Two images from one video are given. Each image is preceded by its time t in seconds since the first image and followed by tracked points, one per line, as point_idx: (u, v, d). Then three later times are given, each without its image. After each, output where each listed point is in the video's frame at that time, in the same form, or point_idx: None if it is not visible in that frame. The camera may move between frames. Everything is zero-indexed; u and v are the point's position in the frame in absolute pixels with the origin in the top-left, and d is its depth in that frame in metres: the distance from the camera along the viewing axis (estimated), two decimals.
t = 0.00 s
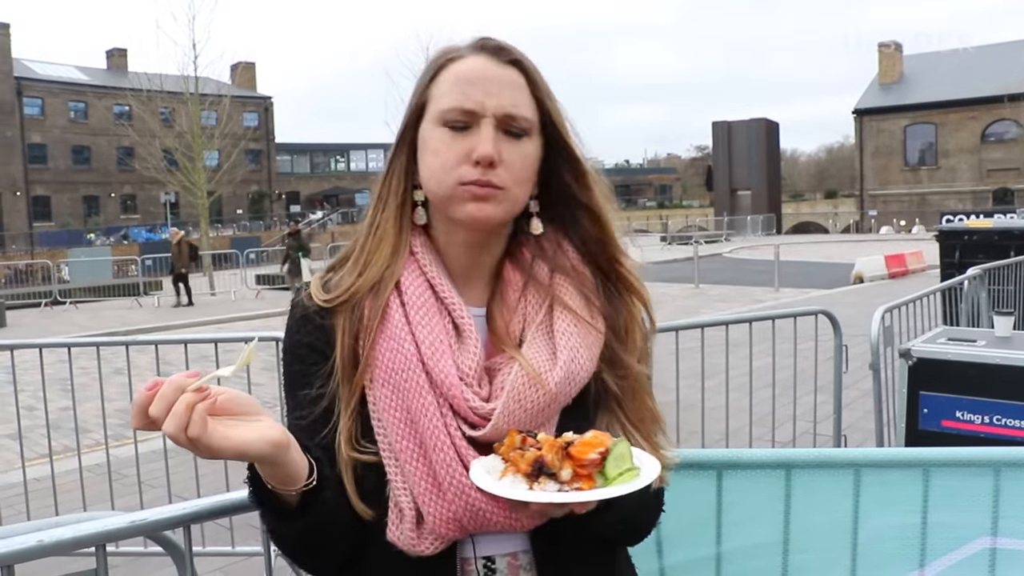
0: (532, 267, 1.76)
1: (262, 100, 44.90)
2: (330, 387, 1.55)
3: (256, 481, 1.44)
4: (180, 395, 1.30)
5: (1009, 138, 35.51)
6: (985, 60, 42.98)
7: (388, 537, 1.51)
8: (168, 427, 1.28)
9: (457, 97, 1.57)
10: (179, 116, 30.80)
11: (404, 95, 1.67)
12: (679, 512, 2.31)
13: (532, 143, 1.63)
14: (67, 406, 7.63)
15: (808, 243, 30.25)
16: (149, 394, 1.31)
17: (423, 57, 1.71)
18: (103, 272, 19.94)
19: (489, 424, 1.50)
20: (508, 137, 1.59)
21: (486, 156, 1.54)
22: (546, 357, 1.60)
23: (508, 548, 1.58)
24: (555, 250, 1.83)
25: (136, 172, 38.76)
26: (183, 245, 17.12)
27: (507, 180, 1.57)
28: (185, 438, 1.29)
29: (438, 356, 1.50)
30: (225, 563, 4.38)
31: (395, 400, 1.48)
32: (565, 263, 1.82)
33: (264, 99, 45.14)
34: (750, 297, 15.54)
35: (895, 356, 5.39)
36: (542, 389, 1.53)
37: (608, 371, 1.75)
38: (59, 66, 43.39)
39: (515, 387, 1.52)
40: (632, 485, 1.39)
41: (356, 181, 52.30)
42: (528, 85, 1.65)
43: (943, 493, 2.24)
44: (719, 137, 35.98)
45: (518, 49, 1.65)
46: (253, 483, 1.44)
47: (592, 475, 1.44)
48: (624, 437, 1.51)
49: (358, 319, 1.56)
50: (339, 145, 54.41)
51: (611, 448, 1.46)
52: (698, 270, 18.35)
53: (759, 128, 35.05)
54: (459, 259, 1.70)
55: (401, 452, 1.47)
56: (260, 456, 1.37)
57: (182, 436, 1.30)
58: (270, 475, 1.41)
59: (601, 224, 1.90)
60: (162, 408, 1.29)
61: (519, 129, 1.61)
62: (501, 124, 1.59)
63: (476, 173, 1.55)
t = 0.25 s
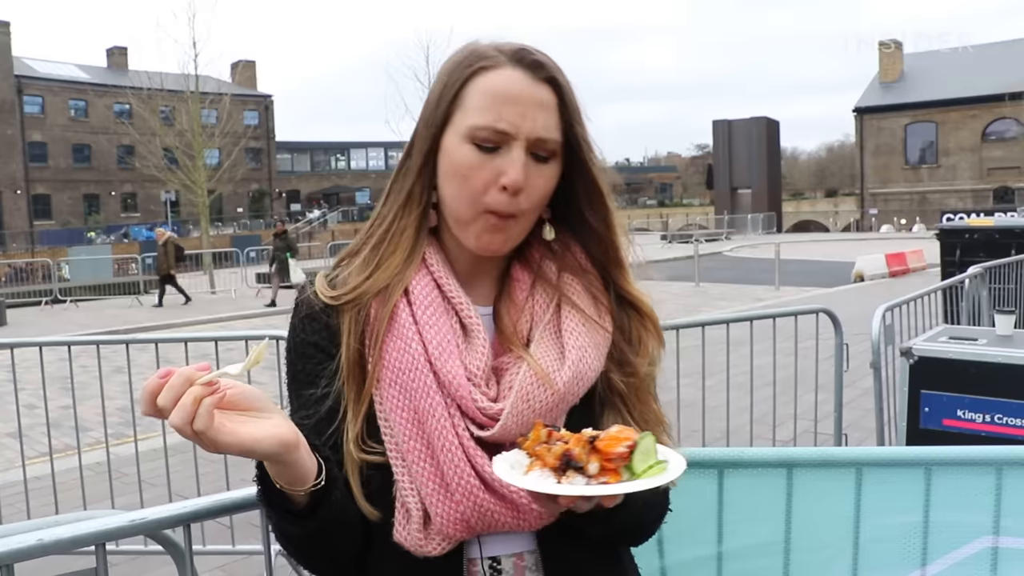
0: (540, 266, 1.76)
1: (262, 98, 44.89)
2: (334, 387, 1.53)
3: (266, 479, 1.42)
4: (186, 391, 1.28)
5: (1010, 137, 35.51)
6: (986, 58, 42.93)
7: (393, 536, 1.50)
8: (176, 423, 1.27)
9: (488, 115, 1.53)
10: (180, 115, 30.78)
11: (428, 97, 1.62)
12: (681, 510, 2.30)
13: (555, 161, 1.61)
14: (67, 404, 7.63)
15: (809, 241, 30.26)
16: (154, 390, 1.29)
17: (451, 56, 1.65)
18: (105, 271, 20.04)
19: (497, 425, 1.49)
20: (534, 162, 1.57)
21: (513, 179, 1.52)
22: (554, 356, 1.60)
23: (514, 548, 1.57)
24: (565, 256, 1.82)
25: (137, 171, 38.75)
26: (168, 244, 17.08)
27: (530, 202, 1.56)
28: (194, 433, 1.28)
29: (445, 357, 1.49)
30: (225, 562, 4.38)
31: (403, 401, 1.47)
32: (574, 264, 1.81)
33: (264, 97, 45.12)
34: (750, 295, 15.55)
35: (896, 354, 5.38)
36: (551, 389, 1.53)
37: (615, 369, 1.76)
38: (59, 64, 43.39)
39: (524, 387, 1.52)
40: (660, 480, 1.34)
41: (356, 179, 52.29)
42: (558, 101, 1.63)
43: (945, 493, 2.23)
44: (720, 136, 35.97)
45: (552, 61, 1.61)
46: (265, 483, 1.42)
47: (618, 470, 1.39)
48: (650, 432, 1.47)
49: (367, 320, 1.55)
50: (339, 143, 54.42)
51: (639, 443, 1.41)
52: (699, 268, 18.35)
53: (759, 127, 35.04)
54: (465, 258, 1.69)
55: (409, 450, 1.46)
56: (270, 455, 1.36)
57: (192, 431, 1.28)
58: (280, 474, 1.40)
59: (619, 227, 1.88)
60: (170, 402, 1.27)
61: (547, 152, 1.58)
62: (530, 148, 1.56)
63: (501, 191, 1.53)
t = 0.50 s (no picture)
0: (549, 267, 1.76)
1: (261, 97, 44.87)
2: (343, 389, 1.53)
3: (281, 480, 1.43)
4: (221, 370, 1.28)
5: (1010, 135, 35.54)
6: (986, 56, 42.91)
7: (401, 538, 1.49)
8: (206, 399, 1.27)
9: (507, 120, 1.51)
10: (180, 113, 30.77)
11: (442, 96, 1.58)
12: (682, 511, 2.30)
13: (571, 169, 1.60)
14: (67, 402, 7.63)
15: (809, 239, 30.24)
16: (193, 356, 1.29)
17: (468, 53, 1.61)
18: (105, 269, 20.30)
19: (507, 427, 1.48)
20: (551, 168, 1.56)
21: (529, 189, 1.50)
22: (565, 357, 1.59)
23: (522, 551, 1.57)
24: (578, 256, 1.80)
25: (136, 169, 38.72)
26: (154, 241, 17.04)
27: (546, 209, 1.55)
28: (222, 416, 1.28)
29: (454, 358, 1.48)
30: (224, 560, 4.38)
31: (413, 402, 1.46)
32: (584, 264, 1.80)
33: (264, 96, 45.10)
34: (751, 293, 15.53)
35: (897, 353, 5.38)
36: (561, 392, 1.53)
37: (622, 372, 1.75)
38: (58, 62, 43.35)
39: (534, 387, 1.52)
40: (681, 482, 1.34)
41: (356, 178, 52.28)
42: (576, 105, 1.61)
43: (945, 491, 2.23)
44: (720, 134, 35.98)
45: (572, 65, 1.59)
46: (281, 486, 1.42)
47: (637, 472, 1.39)
48: (666, 434, 1.47)
49: (376, 320, 1.53)
50: (339, 141, 54.42)
51: (657, 446, 1.41)
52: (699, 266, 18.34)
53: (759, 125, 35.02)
54: (475, 257, 1.68)
55: (418, 451, 1.45)
56: (287, 451, 1.36)
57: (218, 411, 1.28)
58: (294, 469, 1.40)
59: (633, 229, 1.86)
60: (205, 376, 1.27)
61: (562, 159, 1.57)
62: (547, 156, 1.54)
63: (517, 199, 1.52)
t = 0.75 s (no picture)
0: (561, 267, 1.76)
1: (262, 95, 44.88)
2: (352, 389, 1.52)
3: (303, 468, 1.42)
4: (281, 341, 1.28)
5: (1010, 134, 35.56)
6: (986, 54, 42.88)
7: (411, 539, 1.49)
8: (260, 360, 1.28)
9: (519, 122, 1.50)
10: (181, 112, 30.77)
11: (454, 97, 1.56)
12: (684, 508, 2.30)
13: (582, 172, 1.59)
14: (68, 401, 7.63)
15: (809, 238, 30.24)
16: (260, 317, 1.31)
17: (480, 53, 1.59)
18: (105, 268, 20.53)
19: (518, 428, 1.48)
20: (562, 170, 1.55)
21: (540, 191, 1.50)
22: (575, 358, 1.60)
23: (530, 552, 1.56)
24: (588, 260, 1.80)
25: (137, 167, 38.74)
26: (139, 241, 17.02)
27: (556, 213, 1.55)
28: (270, 383, 1.29)
29: (465, 359, 1.47)
30: (225, 559, 4.39)
31: (421, 402, 1.45)
32: (593, 266, 1.80)
33: (264, 94, 45.09)
34: (751, 292, 15.53)
35: (898, 350, 5.37)
36: (572, 394, 1.53)
37: (631, 376, 1.75)
38: (59, 61, 43.36)
39: (545, 389, 1.51)
40: (691, 483, 1.34)
41: (357, 176, 52.28)
42: (589, 106, 1.60)
43: (946, 489, 2.23)
44: (720, 133, 36.00)
45: (586, 65, 1.58)
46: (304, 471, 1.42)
47: (646, 474, 1.40)
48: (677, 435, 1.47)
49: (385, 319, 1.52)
50: (339, 140, 54.41)
51: (666, 447, 1.42)
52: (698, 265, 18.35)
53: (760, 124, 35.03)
54: (484, 258, 1.67)
55: (426, 452, 1.43)
56: (314, 434, 1.35)
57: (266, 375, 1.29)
58: (316, 452, 1.39)
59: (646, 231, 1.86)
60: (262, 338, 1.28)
61: (573, 162, 1.56)
62: (558, 159, 1.53)
63: (528, 201, 1.51)
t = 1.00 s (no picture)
0: (567, 268, 1.77)
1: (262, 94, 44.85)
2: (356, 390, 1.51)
3: (320, 457, 1.40)
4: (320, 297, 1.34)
5: (1010, 133, 35.58)
6: (986, 53, 42.87)
7: (416, 540, 1.48)
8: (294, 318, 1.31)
9: (528, 121, 1.49)
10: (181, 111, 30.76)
11: (462, 94, 1.56)
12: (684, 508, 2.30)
13: (591, 173, 1.59)
14: (68, 401, 7.64)
15: (809, 237, 30.24)
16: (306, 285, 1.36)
17: (488, 51, 1.59)
18: (104, 267, 20.58)
19: (525, 430, 1.48)
20: (570, 170, 1.55)
21: (547, 191, 1.50)
22: (583, 359, 1.60)
23: (535, 553, 1.56)
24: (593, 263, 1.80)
25: (137, 167, 38.77)
26: (121, 241, 16.86)
27: (564, 214, 1.55)
28: (302, 344, 1.31)
29: (472, 359, 1.47)
30: (225, 558, 4.39)
31: (428, 401, 1.44)
32: (599, 266, 1.80)
33: (264, 94, 45.07)
34: (751, 291, 15.53)
35: (898, 349, 5.37)
36: (580, 394, 1.53)
37: (638, 378, 1.76)
38: (59, 61, 43.35)
39: (553, 390, 1.52)
40: (701, 483, 1.35)
41: (357, 175, 52.27)
42: (596, 104, 1.60)
43: (946, 488, 2.24)
44: (720, 132, 36.01)
45: (595, 66, 1.58)
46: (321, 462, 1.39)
47: (654, 476, 1.40)
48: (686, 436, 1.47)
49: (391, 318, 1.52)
50: (339, 139, 54.39)
51: (675, 449, 1.42)
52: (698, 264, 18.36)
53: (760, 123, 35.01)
54: (492, 257, 1.67)
55: (433, 452, 1.43)
56: (330, 409, 1.34)
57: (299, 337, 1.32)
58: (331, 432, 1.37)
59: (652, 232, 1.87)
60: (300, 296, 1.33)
61: (582, 162, 1.56)
62: (566, 159, 1.53)
63: (535, 202, 1.51)
